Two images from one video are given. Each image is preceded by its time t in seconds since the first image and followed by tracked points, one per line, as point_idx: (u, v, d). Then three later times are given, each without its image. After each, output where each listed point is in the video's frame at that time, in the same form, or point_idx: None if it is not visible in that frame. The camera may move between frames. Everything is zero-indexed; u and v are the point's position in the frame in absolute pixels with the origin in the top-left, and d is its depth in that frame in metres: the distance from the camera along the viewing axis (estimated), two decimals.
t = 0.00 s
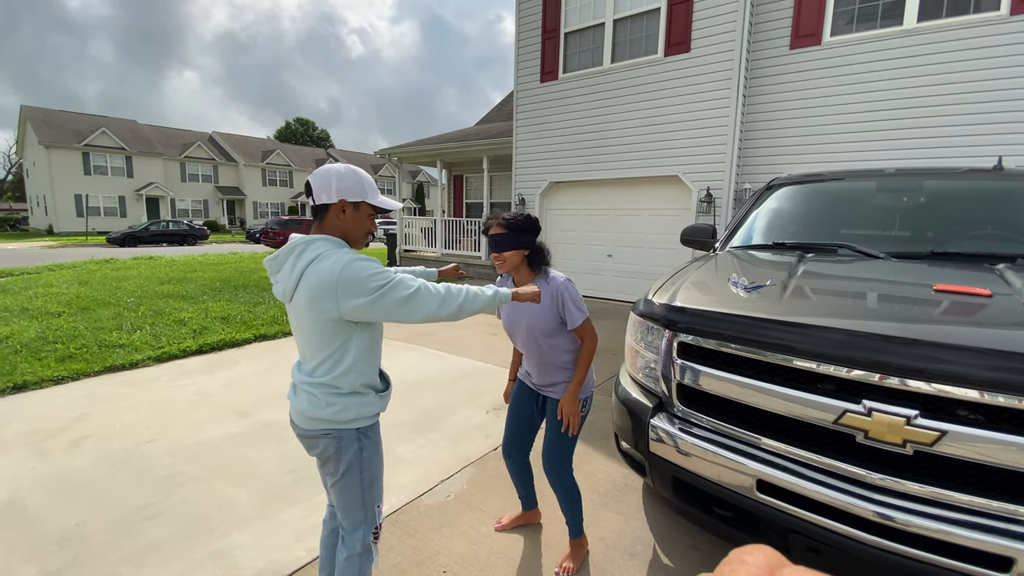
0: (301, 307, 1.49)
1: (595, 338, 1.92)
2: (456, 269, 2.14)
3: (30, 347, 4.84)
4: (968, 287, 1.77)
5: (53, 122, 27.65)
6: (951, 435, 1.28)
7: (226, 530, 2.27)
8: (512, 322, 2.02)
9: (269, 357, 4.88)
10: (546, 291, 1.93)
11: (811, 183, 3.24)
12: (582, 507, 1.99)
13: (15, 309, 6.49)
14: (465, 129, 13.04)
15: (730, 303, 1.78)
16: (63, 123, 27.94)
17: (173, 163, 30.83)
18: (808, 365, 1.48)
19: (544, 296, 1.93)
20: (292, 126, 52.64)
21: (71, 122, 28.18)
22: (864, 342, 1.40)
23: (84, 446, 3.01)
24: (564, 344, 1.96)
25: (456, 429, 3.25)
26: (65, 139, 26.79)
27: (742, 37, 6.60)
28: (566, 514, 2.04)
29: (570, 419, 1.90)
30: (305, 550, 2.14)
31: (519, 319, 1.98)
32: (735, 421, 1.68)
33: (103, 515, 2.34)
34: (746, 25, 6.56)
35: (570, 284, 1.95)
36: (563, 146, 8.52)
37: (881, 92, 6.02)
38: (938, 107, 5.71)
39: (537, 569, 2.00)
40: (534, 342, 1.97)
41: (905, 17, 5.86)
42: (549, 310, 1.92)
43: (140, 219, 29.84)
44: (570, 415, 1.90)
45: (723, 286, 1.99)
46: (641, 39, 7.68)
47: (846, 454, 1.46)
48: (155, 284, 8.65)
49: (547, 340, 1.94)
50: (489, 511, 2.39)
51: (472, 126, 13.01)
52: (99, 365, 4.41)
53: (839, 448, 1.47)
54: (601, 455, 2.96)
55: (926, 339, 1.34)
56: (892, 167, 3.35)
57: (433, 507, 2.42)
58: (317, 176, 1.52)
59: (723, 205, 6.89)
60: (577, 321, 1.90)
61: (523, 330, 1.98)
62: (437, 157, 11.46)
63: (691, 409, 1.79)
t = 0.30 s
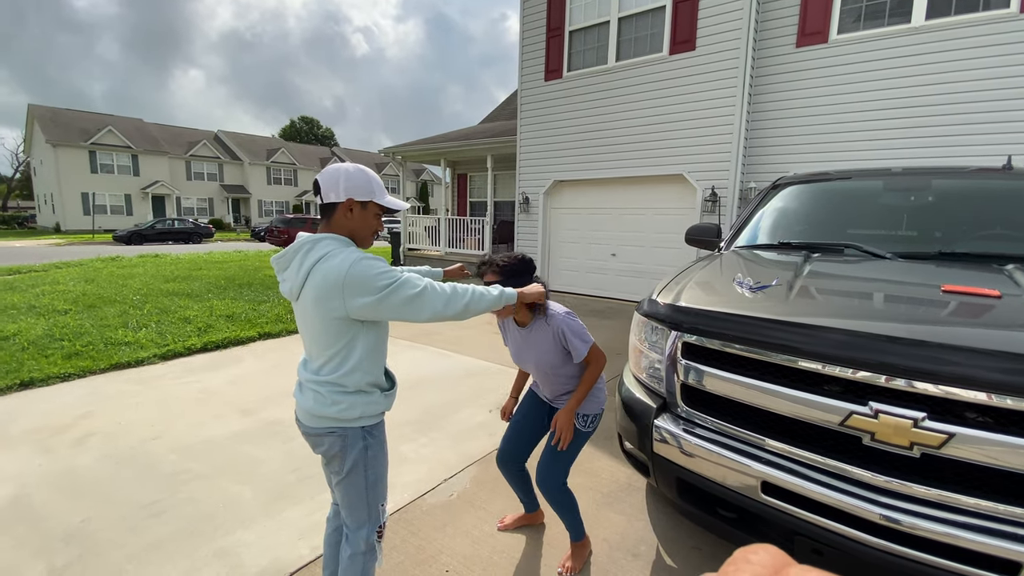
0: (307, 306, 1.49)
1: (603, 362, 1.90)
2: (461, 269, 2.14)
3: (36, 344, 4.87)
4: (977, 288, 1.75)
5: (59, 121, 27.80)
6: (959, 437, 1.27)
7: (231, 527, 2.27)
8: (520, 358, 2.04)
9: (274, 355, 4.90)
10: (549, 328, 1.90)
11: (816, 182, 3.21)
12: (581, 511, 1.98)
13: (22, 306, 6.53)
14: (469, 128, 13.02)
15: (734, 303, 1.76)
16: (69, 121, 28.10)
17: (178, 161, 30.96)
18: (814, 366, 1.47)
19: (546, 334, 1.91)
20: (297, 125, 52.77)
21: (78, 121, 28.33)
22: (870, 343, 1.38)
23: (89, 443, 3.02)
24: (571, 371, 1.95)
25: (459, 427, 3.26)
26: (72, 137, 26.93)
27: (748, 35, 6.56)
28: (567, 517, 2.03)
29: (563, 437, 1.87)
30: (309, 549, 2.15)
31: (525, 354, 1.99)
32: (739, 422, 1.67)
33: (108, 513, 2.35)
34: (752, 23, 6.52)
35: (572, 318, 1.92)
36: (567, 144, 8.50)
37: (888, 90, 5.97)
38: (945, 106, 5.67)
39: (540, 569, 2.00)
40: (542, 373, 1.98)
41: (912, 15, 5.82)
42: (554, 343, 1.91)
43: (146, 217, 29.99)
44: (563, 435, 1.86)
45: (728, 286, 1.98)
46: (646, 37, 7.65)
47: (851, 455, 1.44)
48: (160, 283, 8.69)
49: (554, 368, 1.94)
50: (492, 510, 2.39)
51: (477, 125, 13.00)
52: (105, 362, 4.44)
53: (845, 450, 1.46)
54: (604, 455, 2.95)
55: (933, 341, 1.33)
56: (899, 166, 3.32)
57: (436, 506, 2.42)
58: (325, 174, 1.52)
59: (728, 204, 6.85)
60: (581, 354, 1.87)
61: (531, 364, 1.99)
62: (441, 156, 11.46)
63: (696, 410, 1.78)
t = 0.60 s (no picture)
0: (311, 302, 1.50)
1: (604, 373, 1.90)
2: (467, 268, 2.15)
3: (44, 339, 4.92)
4: (984, 289, 1.73)
5: (69, 119, 28.04)
6: (965, 440, 1.26)
7: (233, 523, 2.28)
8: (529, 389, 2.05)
9: (279, 352, 4.92)
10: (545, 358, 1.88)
11: (823, 182, 3.19)
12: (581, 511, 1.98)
13: (31, 302, 6.60)
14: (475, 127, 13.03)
15: (738, 303, 1.75)
16: (79, 119, 28.33)
17: (186, 159, 31.15)
18: (818, 366, 1.46)
19: (542, 367, 1.90)
20: (303, 124, 52.99)
21: (87, 119, 28.55)
22: (875, 344, 1.37)
23: (95, 438, 3.05)
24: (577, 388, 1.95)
25: (462, 426, 3.26)
26: (80, 135, 27.16)
27: (755, 34, 6.53)
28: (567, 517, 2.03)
29: (565, 448, 1.86)
30: (310, 546, 2.15)
31: (529, 386, 2.01)
32: (742, 423, 1.66)
33: (112, 507, 2.37)
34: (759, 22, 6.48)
35: (562, 346, 1.88)
36: (573, 144, 8.48)
37: (896, 90, 5.92)
38: (954, 107, 5.61)
39: (540, 569, 2.00)
40: (548, 396, 2.00)
41: (922, 14, 5.76)
42: (554, 371, 1.90)
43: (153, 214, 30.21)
44: (565, 446, 1.86)
45: (733, 286, 1.97)
46: (652, 37, 7.62)
47: (854, 457, 1.43)
48: (167, 279, 8.75)
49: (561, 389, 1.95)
50: (494, 509, 2.39)
51: (482, 123, 13.00)
52: (111, 358, 4.47)
53: (848, 452, 1.45)
54: (606, 455, 2.94)
55: (939, 342, 1.32)
56: (907, 166, 3.29)
57: (438, 504, 2.43)
58: (331, 172, 1.52)
59: (734, 204, 6.82)
60: (579, 377, 1.86)
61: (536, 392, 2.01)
62: (446, 155, 11.47)
63: (699, 410, 1.77)
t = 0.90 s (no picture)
0: (317, 300, 1.49)
1: (592, 369, 1.85)
2: (475, 268, 2.13)
3: (50, 336, 4.94)
4: (998, 294, 1.70)
5: (78, 116, 28.25)
6: (980, 448, 1.22)
7: (235, 522, 2.27)
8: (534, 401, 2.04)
9: (283, 351, 4.92)
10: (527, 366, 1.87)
11: (831, 184, 3.16)
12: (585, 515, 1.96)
13: (37, 298, 6.63)
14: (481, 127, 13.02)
15: (747, 305, 1.73)
16: (88, 117, 28.55)
17: (193, 158, 31.31)
18: (827, 371, 1.43)
19: (529, 376, 1.89)
20: (310, 123, 53.21)
21: (95, 117, 28.76)
22: (887, 349, 1.34)
23: (98, 435, 3.05)
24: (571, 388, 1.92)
25: (465, 427, 3.24)
26: (89, 133, 27.35)
27: (764, 36, 6.49)
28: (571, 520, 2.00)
29: (566, 454, 1.86)
30: (312, 546, 2.14)
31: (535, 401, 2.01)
32: (750, 428, 1.63)
33: (114, 505, 2.37)
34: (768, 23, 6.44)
35: (536, 350, 1.85)
36: (579, 144, 8.46)
37: (906, 93, 5.87)
38: (964, 110, 5.56)
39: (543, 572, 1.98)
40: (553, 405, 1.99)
41: (933, 16, 5.71)
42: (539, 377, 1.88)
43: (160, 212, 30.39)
44: (567, 451, 1.85)
45: (742, 289, 1.94)
46: (660, 37, 7.59)
47: (865, 464, 1.40)
48: (172, 277, 8.78)
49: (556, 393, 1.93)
50: (497, 511, 2.37)
51: (488, 123, 12.99)
52: (116, 355, 4.48)
53: (860, 458, 1.42)
54: (610, 458, 2.92)
55: (952, 348, 1.29)
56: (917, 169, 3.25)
57: (441, 505, 2.41)
58: (340, 169, 1.51)
59: (742, 205, 6.77)
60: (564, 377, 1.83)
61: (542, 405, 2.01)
62: (452, 155, 11.46)
63: (706, 414, 1.75)
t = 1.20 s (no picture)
0: (321, 304, 1.48)
1: (562, 361, 1.79)
2: (480, 272, 2.12)
3: (54, 334, 4.95)
4: (1008, 302, 1.68)
5: (85, 116, 28.43)
6: (989, 459, 1.21)
7: (235, 524, 2.27)
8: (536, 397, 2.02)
9: (285, 351, 4.93)
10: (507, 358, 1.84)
11: (837, 189, 3.14)
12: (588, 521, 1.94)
13: (41, 297, 6.66)
14: (485, 129, 13.03)
15: (752, 312, 1.71)
16: (95, 117, 28.72)
17: (198, 158, 31.47)
18: (833, 379, 1.41)
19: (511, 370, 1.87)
20: (315, 124, 53.40)
21: (102, 116, 28.93)
22: (895, 358, 1.33)
23: (100, 434, 3.05)
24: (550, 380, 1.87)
25: (468, 430, 3.23)
26: (96, 132, 27.52)
27: (770, 40, 6.47)
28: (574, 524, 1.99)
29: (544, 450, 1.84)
30: (312, 550, 2.13)
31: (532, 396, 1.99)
32: (755, 436, 1.62)
33: (115, 505, 2.36)
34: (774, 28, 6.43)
35: (507, 342, 1.80)
36: (583, 147, 8.45)
37: (912, 98, 5.84)
38: (970, 116, 5.54)
39: None
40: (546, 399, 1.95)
41: (941, 21, 5.68)
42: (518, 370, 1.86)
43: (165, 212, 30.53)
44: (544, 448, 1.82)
45: (747, 294, 1.93)
46: (665, 41, 7.58)
47: (872, 474, 1.39)
48: (177, 277, 8.81)
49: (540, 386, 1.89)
50: (498, 516, 2.35)
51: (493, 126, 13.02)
52: (119, 354, 4.49)
53: (866, 468, 1.40)
54: (613, 463, 2.90)
55: (961, 357, 1.27)
56: (924, 174, 3.22)
57: (442, 509, 2.40)
58: (345, 172, 1.51)
59: (746, 210, 6.75)
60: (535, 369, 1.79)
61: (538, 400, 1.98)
62: (457, 157, 11.47)
63: (710, 421, 1.73)
